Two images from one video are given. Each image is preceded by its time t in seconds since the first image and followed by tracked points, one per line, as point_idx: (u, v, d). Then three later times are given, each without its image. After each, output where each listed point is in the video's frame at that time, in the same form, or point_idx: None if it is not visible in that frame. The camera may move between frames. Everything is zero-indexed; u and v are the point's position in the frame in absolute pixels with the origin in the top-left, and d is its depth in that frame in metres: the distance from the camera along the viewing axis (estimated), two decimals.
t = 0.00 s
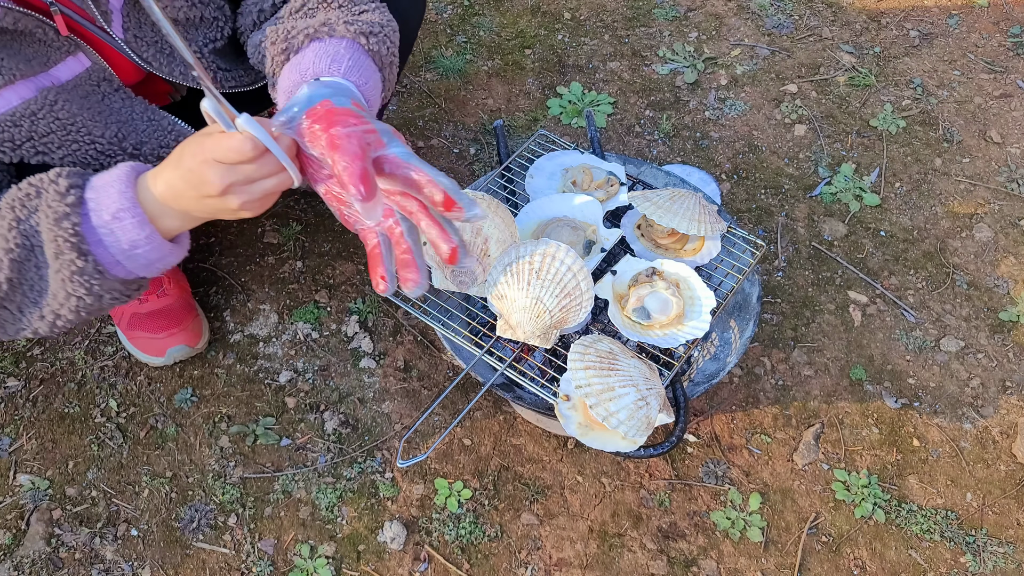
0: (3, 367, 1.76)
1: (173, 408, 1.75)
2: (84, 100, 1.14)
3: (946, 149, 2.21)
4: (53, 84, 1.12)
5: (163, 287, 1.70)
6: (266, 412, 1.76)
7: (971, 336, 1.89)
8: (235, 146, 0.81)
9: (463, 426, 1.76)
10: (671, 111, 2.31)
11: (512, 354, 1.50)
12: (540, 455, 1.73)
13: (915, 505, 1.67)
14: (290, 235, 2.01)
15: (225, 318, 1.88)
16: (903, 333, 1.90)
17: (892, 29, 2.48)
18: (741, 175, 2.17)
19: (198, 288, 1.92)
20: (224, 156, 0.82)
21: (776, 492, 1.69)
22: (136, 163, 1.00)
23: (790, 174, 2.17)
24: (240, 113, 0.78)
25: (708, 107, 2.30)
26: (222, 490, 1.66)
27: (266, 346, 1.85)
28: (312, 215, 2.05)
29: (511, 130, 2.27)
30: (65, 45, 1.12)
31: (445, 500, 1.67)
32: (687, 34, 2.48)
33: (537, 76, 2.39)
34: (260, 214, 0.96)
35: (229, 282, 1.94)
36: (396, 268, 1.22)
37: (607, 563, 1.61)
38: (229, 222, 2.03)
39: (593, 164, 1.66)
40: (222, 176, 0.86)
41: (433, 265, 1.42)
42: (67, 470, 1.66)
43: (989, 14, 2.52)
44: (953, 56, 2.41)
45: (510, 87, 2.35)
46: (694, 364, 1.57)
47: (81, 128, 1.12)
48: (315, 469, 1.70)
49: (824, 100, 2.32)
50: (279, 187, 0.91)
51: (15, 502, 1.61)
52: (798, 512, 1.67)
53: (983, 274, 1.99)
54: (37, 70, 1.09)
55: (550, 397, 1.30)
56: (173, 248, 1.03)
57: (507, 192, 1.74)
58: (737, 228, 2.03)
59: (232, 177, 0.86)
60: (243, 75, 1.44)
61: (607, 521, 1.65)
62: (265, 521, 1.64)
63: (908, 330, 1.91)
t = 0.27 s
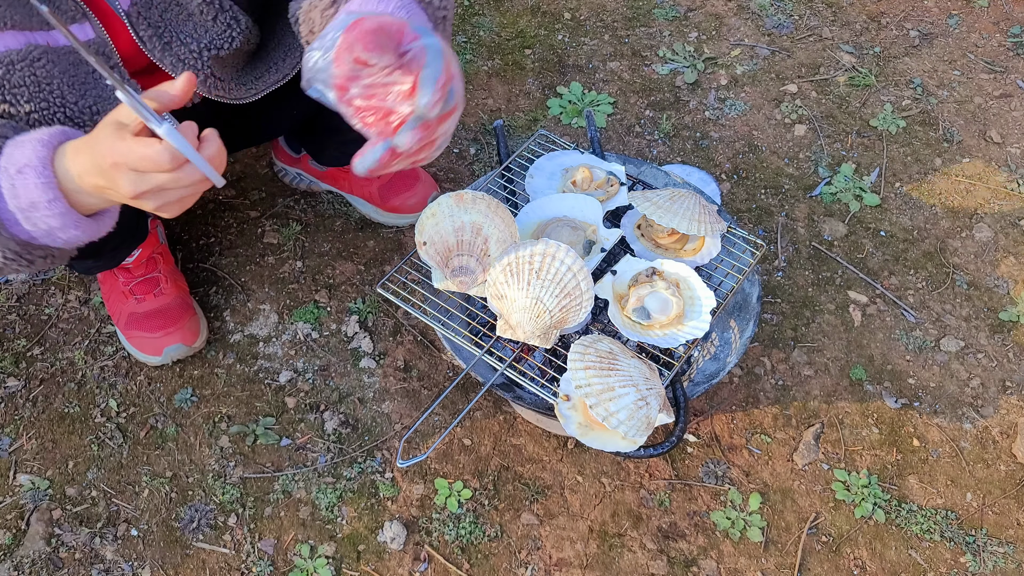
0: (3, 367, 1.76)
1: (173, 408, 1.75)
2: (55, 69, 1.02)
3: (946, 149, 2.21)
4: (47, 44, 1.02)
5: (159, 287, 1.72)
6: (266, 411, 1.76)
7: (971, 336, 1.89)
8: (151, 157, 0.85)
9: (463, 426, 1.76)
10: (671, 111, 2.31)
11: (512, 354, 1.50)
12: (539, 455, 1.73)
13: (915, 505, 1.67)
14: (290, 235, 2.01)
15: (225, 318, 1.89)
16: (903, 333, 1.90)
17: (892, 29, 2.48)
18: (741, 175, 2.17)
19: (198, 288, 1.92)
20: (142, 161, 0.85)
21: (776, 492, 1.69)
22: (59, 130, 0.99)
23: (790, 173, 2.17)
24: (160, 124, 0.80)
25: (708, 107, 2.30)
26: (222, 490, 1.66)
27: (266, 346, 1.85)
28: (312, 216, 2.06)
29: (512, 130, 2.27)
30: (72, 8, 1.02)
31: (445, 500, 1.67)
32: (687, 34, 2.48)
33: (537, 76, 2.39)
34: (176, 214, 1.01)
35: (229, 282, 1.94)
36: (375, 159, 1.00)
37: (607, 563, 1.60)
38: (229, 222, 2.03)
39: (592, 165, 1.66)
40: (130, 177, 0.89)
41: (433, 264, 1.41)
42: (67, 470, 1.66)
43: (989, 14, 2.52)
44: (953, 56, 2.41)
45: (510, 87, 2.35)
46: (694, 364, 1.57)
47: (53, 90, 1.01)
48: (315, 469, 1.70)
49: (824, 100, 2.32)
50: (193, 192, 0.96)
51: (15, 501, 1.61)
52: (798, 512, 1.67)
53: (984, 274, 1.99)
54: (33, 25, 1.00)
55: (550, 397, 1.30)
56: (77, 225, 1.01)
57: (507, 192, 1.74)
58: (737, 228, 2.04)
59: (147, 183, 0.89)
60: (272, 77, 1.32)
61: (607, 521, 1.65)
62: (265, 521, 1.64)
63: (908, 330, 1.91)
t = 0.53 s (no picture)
0: (3, 367, 1.76)
1: (173, 408, 1.75)
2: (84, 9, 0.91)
3: (946, 149, 2.21)
4: None
5: (158, 287, 1.72)
6: (266, 412, 1.76)
7: (971, 336, 1.89)
8: (161, 54, 0.59)
9: (463, 426, 1.76)
10: (670, 111, 2.31)
11: (512, 354, 1.51)
12: (539, 454, 1.73)
13: (915, 505, 1.67)
14: (290, 235, 2.01)
15: (225, 318, 1.89)
16: (903, 333, 1.90)
17: (892, 29, 2.48)
18: (741, 175, 2.17)
19: (197, 288, 1.92)
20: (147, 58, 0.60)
21: (776, 492, 1.69)
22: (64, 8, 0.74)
23: (790, 174, 2.17)
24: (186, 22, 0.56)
25: (708, 107, 2.30)
26: (222, 490, 1.66)
27: (266, 346, 1.85)
28: (312, 216, 2.05)
29: (511, 131, 2.27)
30: None
31: (445, 500, 1.67)
32: (687, 34, 2.48)
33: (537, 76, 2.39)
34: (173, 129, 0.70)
35: (229, 282, 1.94)
36: (528, 86, 0.71)
37: (607, 563, 1.60)
38: (228, 222, 2.03)
39: (592, 165, 1.66)
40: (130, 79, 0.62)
41: (434, 264, 1.40)
42: (67, 470, 1.66)
43: (989, 14, 2.52)
44: (953, 56, 2.41)
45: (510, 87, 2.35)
46: (694, 364, 1.57)
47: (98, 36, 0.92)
48: (315, 469, 1.70)
49: (824, 100, 2.32)
50: (200, 107, 0.66)
51: (15, 501, 1.61)
52: (798, 512, 1.67)
53: (983, 274, 1.99)
54: None
55: (551, 397, 1.29)
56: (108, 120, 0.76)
57: (507, 192, 1.74)
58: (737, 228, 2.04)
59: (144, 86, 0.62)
60: (271, 87, 1.28)
61: (607, 521, 1.65)
62: (265, 521, 1.64)
63: (908, 330, 1.91)
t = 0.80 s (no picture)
0: (3, 367, 1.76)
1: (173, 408, 1.75)
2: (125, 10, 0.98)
3: (946, 149, 2.21)
4: None
5: (159, 287, 1.72)
6: (266, 411, 1.76)
7: (971, 336, 1.89)
8: None
9: (463, 426, 1.76)
10: (670, 111, 2.31)
11: (512, 354, 1.50)
12: (539, 455, 1.73)
13: (915, 505, 1.67)
14: (290, 235, 2.01)
15: (225, 318, 1.89)
16: (903, 333, 1.90)
17: (892, 29, 2.48)
18: (741, 175, 2.17)
19: (197, 288, 1.92)
20: None
21: (776, 492, 1.69)
22: None
23: (790, 174, 2.17)
24: None
25: (709, 107, 2.30)
26: (222, 490, 1.66)
27: (266, 346, 1.85)
28: (312, 216, 2.06)
29: (511, 131, 2.27)
30: None
31: (445, 500, 1.67)
32: (687, 34, 2.48)
33: (537, 76, 2.39)
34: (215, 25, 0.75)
35: (229, 282, 1.94)
36: (584, 42, 0.74)
37: (607, 562, 1.60)
38: (229, 222, 2.03)
39: (592, 165, 1.66)
40: (177, 1, 0.68)
41: (434, 264, 1.40)
42: (67, 470, 1.66)
43: (989, 14, 2.52)
44: (953, 56, 2.41)
45: (510, 87, 2.35)
46: (694, 364, 1.57)
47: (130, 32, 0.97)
48: (315, 469, 1.70)
49: (824, 100, 2.32)
50: None
51: (15, 502, 1.61)
52: (798, 512, 1.67)
53: (983, 274, 1.99)
54: None
55: (551, 397, 1.29)
56: (150, 74, 0.85)
57: (507, 192, 1.74)
58: (737, 228, 2.04)
59: None
60: (279, 98, 1.31)
61: (607, 521, 1.65)
62: (265, 521, 1.64)
63: (908, 330, 1.91)
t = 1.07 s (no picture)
0: (3, 367, 1.76)
1: (173, 408, 1.75)
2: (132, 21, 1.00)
3: (946, 149, 2.21)
4: None
5: (160, 288, 1.72)
6: (266, 411, 1.76)
7: (971, 336, 1.89)
8: None
9: (463, 426, 1.76)
10: (670, 111, 2.31)
11: (512, 354, 1.50)
12: (539, 455, 1.73)
13: (915, 505, 1.67)
14: (290, 235, 2.01)
15: (224, 318, 1.89)
16: (903, 333, 1.90)
17: (892, 29, 2.48)
18: (741, 175, 2.17)
19: (197, 288, 1.92)
20: None
21: (776, 492, 1.69)
22: None
23: (790, 174, 2.17)
24: None
25: (709, 107, 2.30)
26: (222, 490, 1.66)
27: (266, 346, 1.85)
28: (312, 216, 2.06)
29: (511, 131, 2.27)
30: None
31: (445, 501, 1.67)
32: (686, 34, 2.48)
33: (537, 76, 2.39)
34: None
35: (229, 282, 1.94)
36: (574, 39, 0.76)
37: (607, 562, 1.60)
38: (229, 222, 2.03)
39: (592, 165, 1.66)
40: None
41: (434, 265, 1.40)
42: (67, 470, 1.66)
43: (989, 14, 2.52)
44: (953, 56, 2.41)
45: (510, 87, 2.35)
46: (694, 364, 1.57)
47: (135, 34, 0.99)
48: (315, 469, 1.70)
49: (824, 100, 2.32)
50: None
51: (15, 502, 1.61)
52: (798, 512, 1.67)
53: (983, 274, 1.99)
54: None
55: (551, 397, 1.29)
56: (117, 19, 0.88)
57: (507, 192, 1.74)
58: (737, 228, 2.04)
59: None
60: (282, 97, 1.31)
61: (607, 521, 1.65)
62: (265, 521, 1.64)
63: (908, 330, 1.91)
